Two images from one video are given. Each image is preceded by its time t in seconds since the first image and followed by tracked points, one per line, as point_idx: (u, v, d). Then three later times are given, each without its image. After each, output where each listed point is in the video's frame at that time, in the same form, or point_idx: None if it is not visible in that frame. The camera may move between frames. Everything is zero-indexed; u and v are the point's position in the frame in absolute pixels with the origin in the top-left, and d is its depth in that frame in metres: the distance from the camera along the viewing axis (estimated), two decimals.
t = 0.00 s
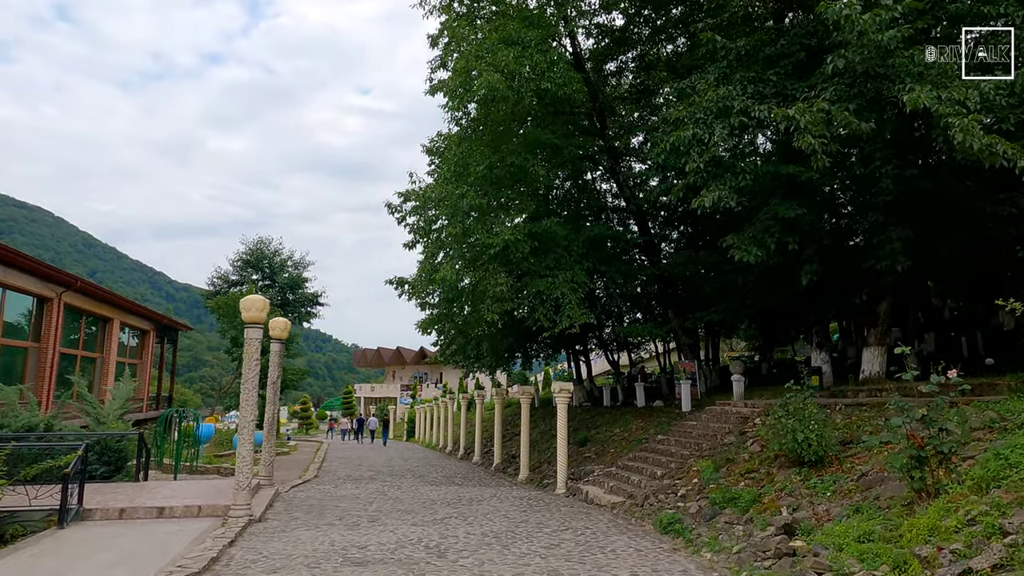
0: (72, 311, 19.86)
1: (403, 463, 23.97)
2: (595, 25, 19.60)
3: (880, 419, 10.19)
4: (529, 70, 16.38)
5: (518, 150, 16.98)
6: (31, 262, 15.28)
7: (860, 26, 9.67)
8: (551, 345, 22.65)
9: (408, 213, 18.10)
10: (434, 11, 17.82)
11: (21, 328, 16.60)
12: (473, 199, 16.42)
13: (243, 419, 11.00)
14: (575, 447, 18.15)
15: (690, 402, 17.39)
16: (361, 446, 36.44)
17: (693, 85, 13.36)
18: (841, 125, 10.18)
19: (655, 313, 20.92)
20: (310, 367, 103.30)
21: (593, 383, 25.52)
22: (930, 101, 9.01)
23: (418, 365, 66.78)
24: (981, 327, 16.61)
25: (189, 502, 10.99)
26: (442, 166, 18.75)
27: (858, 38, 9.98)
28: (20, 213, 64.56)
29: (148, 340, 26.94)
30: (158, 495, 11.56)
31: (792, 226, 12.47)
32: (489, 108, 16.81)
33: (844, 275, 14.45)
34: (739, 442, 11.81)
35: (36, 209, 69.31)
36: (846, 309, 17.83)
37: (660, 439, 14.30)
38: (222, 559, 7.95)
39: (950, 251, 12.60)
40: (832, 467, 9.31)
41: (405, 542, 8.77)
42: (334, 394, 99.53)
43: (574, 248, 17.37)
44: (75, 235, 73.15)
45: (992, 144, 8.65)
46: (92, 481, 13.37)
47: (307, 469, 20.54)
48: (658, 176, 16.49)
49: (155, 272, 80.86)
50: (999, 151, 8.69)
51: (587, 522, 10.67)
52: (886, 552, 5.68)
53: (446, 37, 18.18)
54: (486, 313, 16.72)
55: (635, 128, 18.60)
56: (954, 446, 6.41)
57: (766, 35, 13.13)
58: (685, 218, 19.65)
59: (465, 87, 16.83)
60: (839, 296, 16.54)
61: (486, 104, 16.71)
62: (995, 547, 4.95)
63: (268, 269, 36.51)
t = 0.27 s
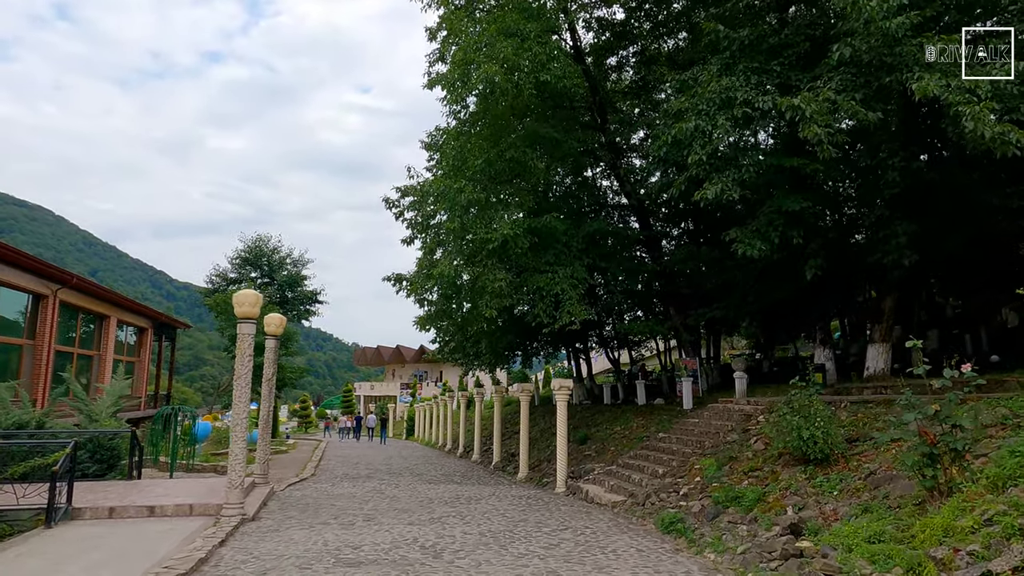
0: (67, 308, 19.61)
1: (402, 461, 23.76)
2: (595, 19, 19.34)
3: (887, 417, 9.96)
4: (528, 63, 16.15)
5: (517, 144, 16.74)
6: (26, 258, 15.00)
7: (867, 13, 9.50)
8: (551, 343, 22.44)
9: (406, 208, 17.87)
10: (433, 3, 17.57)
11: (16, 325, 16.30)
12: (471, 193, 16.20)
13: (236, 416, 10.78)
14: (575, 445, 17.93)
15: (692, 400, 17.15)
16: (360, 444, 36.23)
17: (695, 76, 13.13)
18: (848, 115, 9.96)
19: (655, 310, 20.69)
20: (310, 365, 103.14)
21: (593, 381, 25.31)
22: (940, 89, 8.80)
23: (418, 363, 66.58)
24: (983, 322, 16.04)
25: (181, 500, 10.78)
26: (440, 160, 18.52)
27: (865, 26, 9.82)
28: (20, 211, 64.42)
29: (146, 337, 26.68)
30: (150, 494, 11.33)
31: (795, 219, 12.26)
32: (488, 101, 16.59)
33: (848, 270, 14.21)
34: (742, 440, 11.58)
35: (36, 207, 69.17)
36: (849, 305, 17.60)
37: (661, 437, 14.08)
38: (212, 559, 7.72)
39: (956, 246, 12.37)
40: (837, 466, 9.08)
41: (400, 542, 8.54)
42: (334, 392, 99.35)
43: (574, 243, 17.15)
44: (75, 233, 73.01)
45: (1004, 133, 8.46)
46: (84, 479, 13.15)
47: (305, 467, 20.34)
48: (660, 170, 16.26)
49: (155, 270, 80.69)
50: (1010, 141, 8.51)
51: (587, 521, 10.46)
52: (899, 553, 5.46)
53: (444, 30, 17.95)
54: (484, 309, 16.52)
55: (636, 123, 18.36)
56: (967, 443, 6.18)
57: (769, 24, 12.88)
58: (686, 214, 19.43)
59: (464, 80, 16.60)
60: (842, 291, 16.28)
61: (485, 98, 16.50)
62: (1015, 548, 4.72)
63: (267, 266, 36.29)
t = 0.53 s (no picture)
0: (70, 306, 19.44)
1: (405, 461, 23.57)
2: (600, 14, 19.06)
3: (899, 417, 9.70)
4: (532, 57, 15.90)
5: (521, 140, 16.50)
6: (27, 255, 14.83)
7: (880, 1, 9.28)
8: (556, 341, 22.20)
9: (408, 205, 17.66)
10: None
11: (18, 322, 16.14)
12: (473, 190, 15.97)
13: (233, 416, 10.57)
14: (580, 445, 17.70)
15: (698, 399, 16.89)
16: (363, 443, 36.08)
17: (701, 69, 12.88)
18: (859, 107, 9.71)
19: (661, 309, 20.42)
20: (315, 364, 103.14)
21: (598, 380, 25.06)
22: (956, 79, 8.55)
23: (422, 362, 66.41)
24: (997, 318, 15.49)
25: (177, 501, 10.60)
26: (442, 157, 18.29)
27: (878, 15, 9.60)
28: (27, 211, 64.56)
29: (150, 336, 26.50)
30: (147, 494, 11.15)
31: (804, 215, 11.99)
32: (490, 97, 16.36)
33: (857, 267, 13.94)
34: (750, 440, 11.33)
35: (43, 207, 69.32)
36: (858, 303, 17.30)
37: (667, 436, 13.83)
38: (205, 563, 7.52)
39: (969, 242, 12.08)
40: (850, 467, 8.82)
41: (399, 545, 8.34)
42: (339, 392, 99.34)
43: (578, 241, 16.91)
44: (80, 232, 73.12)
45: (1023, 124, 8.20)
46: (81, 479, 12.98)
47: (307, 467, 20.16)
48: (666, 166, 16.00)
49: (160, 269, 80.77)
50: None
51: (591, 524, 10.22)
52: (919, 560, 5.21)
53: (447, 25, 17.71)
54: (487, 307, 16.26)
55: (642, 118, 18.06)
56: (990, 445, 5.89)
57: (779, 15, 12.58)
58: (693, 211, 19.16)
59: (466, 74, 16.36)
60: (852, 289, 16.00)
61: (488, 93, 16.27)
62: None
63: (270, 265, 36.13)
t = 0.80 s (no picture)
0: (79, 303, 19.38)
1: (414, 458, 23.40)
2: (609, 5, 18.75)
3: (919, 413, 9.38)
4: (540, 48, 15.65)
5: (529, 132, 16.25)
6: (34, 252, 14.73)
7: None
8: (565, 337, 21.95)
9: (415, 199, 17.46)
10: None
11: (27, 319, 16.06)
12: (480, 183, 15.74)
13: (236, 412, 10.41)
14: (589, 442, 17.44)
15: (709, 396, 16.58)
16: (372, 440, 36.00)
17: (713, 58, 12.60)
18: (878, 93, 9.40)
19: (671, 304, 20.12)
20: (325, 362, 103.41)
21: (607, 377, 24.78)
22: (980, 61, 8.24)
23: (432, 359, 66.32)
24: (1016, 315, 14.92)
25: (180, 498, 10.46)
26: (450, 151, 18.08)
27: None
28: (40, 210, 65.03)
29: (160, 333, 26.44)
30: (150, 491, 11.02)
31: (819, 206, 11.72)
32: (498, 89, 16.13)
33: (873, 259, 13.60)
34: (763, 437, 11.04)
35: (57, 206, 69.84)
36: (874, 298, 16.93)
37: (678, 433, 13.55)
38: (204, 562, 7.35)
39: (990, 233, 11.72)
40: (868, 465, 8.54)
41: (403, 544, 8.13)
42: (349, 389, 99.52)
43: (587, 235, 16.65)
44: (94, 231, 73.62)
45: None
46: (86, 476, 12.88)
47: (314, 464, 20.01)
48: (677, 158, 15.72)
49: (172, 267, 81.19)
50: None
51: (600, 522, 9.98)
52: (946, 563, 4.94)
53: (454, 17, 17.49)
54: (494, 302, 16.01)
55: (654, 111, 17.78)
56: (1019, 442, 5.64)
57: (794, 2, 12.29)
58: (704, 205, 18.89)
59: (473, 66, 16.13)
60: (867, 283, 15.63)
61: (496, 85, 16.04)
62: None
63: (280, 262, 36.09)
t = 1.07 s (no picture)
0: (71, 304, 19.08)
1: (409, 461, 23.12)
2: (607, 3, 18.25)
3: (924, 415, 9.13)
4: (537, 45, 15.42)
5: (526, 130, 16.01)
6: (24, 251, 14.44)
7: None
8: (563, 339, 21.71)
9: (410, 198, 17.21)
10: None
11: (18, 321, 15.76)
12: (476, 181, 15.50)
13: (225, 413, 10.15)
14: (587, 444, 17.19)
15: (708, 397, 16.33)
16: (369, 443, 35.69)
17: (712, 53, 12.39)
18: (881, 86, 9.20)
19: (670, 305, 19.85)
20: (323, 364, 103.03)
21: (606, 378, 24.53)
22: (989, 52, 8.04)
23: (429, 362, 66.01)
24: (1015, 314, 14.68)
25: (167, 502, 10.19)
26: (445, 149, 17.83)
27: None
28: (37, 212, 64.70)
29: (155, 335, 26.10)
30: (136, 495, 10.74)
31: (820, 203, 11.53)
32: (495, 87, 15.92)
33: (875, 258, 13.37)
34: (764, 439, 10.79)
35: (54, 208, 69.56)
36: (875, 298, 16.69)
37: (678, 435, 13.31)
38: (186, 568, 7.08)
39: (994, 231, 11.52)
40: (873, 467, 8.29)
41: (394, 549, 7.87)
42: (347, 391, 99.15)
43: (585, 234, 16.42)
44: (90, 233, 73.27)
45: None
46: (72, 479, 12.60)
47: (308, 467, 19.74)
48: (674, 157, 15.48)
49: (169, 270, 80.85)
50: None
51: (598, 526, 9.73)
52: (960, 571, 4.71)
53: (451, 14, 17.27)
54: (491, 302, 15.74)
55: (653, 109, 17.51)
56: None
57: None
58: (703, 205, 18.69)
59: (470, 63, 15.91)
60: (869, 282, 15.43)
61: (493, 82, 15.82)
62: None
63: (276, 264, 35.79)
